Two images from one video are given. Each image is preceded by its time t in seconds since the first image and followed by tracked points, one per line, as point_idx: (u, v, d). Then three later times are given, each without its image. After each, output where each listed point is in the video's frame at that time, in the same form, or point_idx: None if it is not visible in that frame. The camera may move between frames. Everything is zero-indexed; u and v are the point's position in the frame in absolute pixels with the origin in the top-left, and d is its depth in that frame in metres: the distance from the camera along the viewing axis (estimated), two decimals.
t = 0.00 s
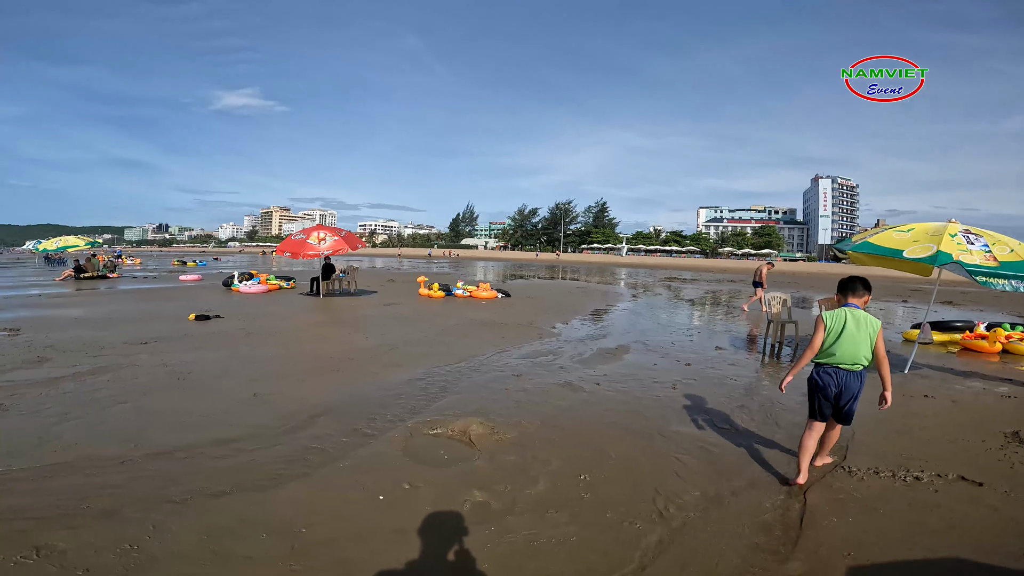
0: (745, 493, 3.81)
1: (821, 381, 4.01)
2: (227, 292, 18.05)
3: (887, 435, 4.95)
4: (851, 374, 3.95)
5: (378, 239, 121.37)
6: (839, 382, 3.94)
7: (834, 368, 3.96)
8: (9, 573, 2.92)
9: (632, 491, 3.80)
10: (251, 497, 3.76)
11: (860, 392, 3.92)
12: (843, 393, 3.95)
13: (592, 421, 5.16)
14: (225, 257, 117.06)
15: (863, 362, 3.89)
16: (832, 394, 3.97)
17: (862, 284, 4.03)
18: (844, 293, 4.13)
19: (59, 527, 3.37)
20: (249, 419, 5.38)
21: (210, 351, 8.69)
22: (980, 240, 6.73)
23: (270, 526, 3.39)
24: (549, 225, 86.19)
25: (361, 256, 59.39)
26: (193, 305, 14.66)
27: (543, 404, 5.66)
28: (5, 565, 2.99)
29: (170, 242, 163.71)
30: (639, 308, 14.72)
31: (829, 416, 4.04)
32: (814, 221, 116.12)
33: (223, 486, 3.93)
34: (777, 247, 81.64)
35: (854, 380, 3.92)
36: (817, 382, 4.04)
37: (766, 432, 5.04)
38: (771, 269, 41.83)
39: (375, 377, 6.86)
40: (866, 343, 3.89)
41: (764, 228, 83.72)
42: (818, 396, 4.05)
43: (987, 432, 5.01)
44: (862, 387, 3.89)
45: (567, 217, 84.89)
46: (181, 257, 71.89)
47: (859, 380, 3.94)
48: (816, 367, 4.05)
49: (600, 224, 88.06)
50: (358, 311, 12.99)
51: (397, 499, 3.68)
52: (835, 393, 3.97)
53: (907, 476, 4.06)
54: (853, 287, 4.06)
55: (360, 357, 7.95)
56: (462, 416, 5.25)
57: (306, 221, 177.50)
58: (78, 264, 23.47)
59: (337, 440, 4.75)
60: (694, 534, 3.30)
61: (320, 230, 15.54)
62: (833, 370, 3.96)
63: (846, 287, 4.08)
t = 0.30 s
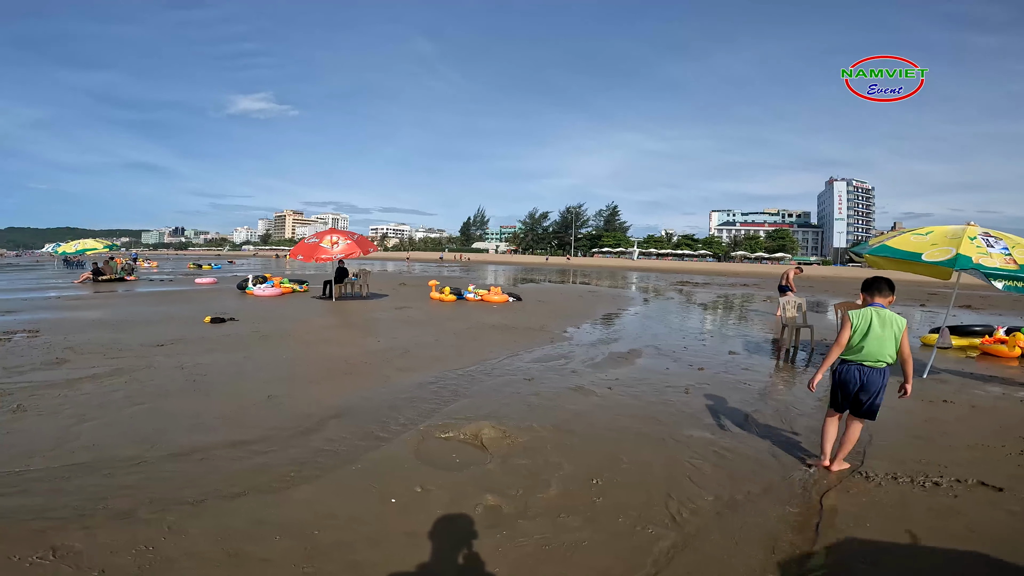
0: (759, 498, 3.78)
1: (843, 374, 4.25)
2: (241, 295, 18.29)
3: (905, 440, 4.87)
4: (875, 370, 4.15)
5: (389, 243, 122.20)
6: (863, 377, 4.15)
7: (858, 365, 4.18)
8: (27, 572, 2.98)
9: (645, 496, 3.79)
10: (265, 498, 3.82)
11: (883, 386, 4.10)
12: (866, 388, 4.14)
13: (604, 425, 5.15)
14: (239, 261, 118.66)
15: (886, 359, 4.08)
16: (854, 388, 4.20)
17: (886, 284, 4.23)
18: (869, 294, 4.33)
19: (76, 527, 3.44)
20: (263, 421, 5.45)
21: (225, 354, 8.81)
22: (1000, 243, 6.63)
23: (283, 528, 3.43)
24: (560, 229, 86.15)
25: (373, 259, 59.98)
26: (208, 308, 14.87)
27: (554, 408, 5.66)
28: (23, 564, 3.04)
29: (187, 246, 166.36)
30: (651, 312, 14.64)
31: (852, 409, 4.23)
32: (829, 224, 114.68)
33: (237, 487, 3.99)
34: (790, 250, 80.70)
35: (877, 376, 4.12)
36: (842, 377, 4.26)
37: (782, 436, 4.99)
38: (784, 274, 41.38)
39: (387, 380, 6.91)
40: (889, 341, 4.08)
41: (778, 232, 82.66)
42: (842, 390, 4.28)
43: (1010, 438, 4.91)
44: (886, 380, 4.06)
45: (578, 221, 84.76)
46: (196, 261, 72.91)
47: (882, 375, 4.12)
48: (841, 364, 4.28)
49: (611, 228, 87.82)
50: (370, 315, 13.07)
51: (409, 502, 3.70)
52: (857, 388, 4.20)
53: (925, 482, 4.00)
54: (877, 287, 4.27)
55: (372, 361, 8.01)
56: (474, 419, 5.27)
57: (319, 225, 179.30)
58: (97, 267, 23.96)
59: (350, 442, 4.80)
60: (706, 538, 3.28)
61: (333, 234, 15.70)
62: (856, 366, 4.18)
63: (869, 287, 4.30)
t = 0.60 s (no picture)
0: (776, 504, 3.73)
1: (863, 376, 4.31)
2: (259, 298, 18.57)
3: (928, 446, 4.77)
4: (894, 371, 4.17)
5: (404, 246, 123.36)
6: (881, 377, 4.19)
7: (877, 366, 4.23)
8: (48, 571, 3.04)
9: (659, 501, 3.76)
10: (280, 500, 3.86)
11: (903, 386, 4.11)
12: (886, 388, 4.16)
13: (618, 430, 5.13)
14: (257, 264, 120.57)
15: (903, 360, 4.11)
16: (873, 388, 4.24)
17: (902, 287, 4.26)
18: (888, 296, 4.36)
19: (96, 526, 3.51)
20: (279, 423, 5.52)
21: (242, 356, 8.95)
22: None
23: (298, 530, 3.47)
24: (574, 232, 86.30)
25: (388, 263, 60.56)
26: (227, 311, 15.12)
27: (568, 412, 5.64)
28: (43, 564, 3.10)
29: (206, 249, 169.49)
30: (666, 316, 14.54)
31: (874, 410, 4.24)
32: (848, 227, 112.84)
33: (253, 489, 4.05)
34: (808, 254, 79.53)
35: (896, 376, 4.13)
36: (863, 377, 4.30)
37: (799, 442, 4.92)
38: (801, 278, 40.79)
39: (401, 383, 6.97)
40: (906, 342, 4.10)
41: (795, 235, 81.52)
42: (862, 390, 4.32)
43: None
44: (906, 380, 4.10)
45: (591, 224, 84.55)
46: (216, 261, 74.32)
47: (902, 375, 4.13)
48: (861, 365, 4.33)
49: (625, 231, 87.48)
50: (384, 318, 13.18)
51: (423, 505, 3.72)
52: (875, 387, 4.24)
53: (948, 488, 3.91)
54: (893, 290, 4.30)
55: (387, 364, 8.08)
56: (488, 423, 5.28)
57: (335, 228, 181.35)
58: (119, 269, 24.57)
59: (365, 445, 4.84)
60: (722, 545, 3.24)
61: (348, 237, 15.87)
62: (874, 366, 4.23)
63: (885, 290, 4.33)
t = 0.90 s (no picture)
0: (796, 510, 3.67)
1: (883, 372, 4.54)
2: (279, 301, 18.86)
3: (956, 451, 4.65)
4: (914, 366, 4.41)
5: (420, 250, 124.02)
6: (904, 373, 4.40)
7: (898, 362, 4.44)
8: (72, 570, 3.12)
9: (676, 505, 3.73)
10: (298, 501, 3.93)
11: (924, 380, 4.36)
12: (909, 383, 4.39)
13: (635, 433, 5.10)
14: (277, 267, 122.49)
15: (923, 355, 4.34)
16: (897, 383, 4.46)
17: (914, 288, 4.52)
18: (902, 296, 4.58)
19: (120, 526, 3.61)
20: (299, 425, 5.61)
21: (263, 358, 9.10)
22: None
23: (316, 531, 3.52)
24: (590, 236, 85.89)
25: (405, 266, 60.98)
26: (248, 313, 15.39)
27: (584, 416, 5.63)
28: (66, 563, 3.18)
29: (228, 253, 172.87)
30: (685, 320, 14.39)
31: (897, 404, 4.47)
32: (871, 229, 110.44)
33: (273, 490, 4.12)
34: (831, 257, 78.06)
35: (917, 371, 4.38)
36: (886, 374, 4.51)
37: (821, 446, 4.84)
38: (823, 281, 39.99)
39: (418, 386, 7.02)
40: (924, 339, 4.32)
41: (817, 237, 79.93)
42: (885, 385, 4.53)
43: None
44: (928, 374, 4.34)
45: (608, 227, 84.14)
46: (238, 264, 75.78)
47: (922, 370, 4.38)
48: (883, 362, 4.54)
49: (642, 234, 86.94)
50: (402, 321, 13.29)
51: (439, 508, 3.75)
52: (899, 383, 4.45)
53: (976, 494, 3.82)
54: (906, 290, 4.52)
55: (404, 366, 8.15)
56: (504, 426, 5.30)
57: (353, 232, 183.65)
58: (145, 273, 25.15)
59: (382, 447, 4.89)
60: (740, 552, 3.19)
61: (366, 240, 16.04)
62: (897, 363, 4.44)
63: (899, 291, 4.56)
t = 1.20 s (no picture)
0: (821, 516, 3.60)
1: (916, 373, 4.56)
2: (301, 303, 19.18)
3: (989, 457, 4.52)
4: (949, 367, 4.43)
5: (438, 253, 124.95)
6: (941, 374, 4.41)
7: (933, 363, 4.46)
8: (101, 569, 3.22)
9: (696, 511, 3.69)
10: (320, 502, 4.00)
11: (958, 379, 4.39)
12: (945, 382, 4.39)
13: (656, 437, 5.07)
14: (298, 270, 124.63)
15: (958, 356, 4.40)
16: (931, 383, 4.44)
17: (944, 293, 4.61)
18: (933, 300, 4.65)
19: (147, 526, 3.71)
20: (321, 426, 5.71)
21: (285, 360, 9.27)
22: None
23: (336, 533, 3.58)
24: (608, 238, 85.43)
25: (423, 269, 61.35)
26: (271, 316, 15.68)
27: (604, 419, 5.61)
28: (95, 562, 3.28)
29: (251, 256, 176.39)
30: (706, 323, 14.23)
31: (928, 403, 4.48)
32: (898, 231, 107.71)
33: (295, 491, 4.19)
34: (856, 259, 76.34)
35: (953, 371, 4.40)
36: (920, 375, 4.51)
37: (847, 451, 4.75)
38: (848, 284, 39.16)
39: (438, 388, 7.08)
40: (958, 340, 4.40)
41: (842, 239, 78.26)
42: (918, 385, 4.51)
43: None
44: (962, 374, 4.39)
45: (626, 230, 83.62)
46: (260, 268, 77.24)
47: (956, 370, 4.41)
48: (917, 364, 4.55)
49: (661, 237, 86.17)
50: (421, 324, 13.40)
51: (458, 511, 3.77)
52: (934, 382, 4.43)
53: (1011, 501, 3.71)
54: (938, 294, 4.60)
55: (424, 369, 8.23)
56: (524, 429, 5.31)
57: (372, 235, 185.79)
58: (172, 275, 25.81)
59: (402, 449, 4.95)
60: (762, 560, 3.15)
61: (386, 244, 16.23)
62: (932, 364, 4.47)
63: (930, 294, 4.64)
